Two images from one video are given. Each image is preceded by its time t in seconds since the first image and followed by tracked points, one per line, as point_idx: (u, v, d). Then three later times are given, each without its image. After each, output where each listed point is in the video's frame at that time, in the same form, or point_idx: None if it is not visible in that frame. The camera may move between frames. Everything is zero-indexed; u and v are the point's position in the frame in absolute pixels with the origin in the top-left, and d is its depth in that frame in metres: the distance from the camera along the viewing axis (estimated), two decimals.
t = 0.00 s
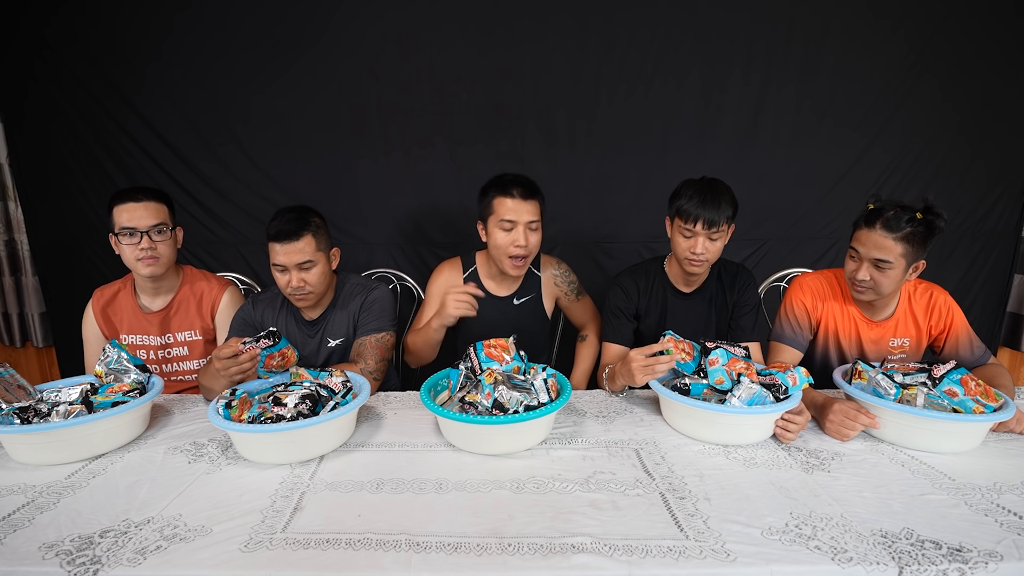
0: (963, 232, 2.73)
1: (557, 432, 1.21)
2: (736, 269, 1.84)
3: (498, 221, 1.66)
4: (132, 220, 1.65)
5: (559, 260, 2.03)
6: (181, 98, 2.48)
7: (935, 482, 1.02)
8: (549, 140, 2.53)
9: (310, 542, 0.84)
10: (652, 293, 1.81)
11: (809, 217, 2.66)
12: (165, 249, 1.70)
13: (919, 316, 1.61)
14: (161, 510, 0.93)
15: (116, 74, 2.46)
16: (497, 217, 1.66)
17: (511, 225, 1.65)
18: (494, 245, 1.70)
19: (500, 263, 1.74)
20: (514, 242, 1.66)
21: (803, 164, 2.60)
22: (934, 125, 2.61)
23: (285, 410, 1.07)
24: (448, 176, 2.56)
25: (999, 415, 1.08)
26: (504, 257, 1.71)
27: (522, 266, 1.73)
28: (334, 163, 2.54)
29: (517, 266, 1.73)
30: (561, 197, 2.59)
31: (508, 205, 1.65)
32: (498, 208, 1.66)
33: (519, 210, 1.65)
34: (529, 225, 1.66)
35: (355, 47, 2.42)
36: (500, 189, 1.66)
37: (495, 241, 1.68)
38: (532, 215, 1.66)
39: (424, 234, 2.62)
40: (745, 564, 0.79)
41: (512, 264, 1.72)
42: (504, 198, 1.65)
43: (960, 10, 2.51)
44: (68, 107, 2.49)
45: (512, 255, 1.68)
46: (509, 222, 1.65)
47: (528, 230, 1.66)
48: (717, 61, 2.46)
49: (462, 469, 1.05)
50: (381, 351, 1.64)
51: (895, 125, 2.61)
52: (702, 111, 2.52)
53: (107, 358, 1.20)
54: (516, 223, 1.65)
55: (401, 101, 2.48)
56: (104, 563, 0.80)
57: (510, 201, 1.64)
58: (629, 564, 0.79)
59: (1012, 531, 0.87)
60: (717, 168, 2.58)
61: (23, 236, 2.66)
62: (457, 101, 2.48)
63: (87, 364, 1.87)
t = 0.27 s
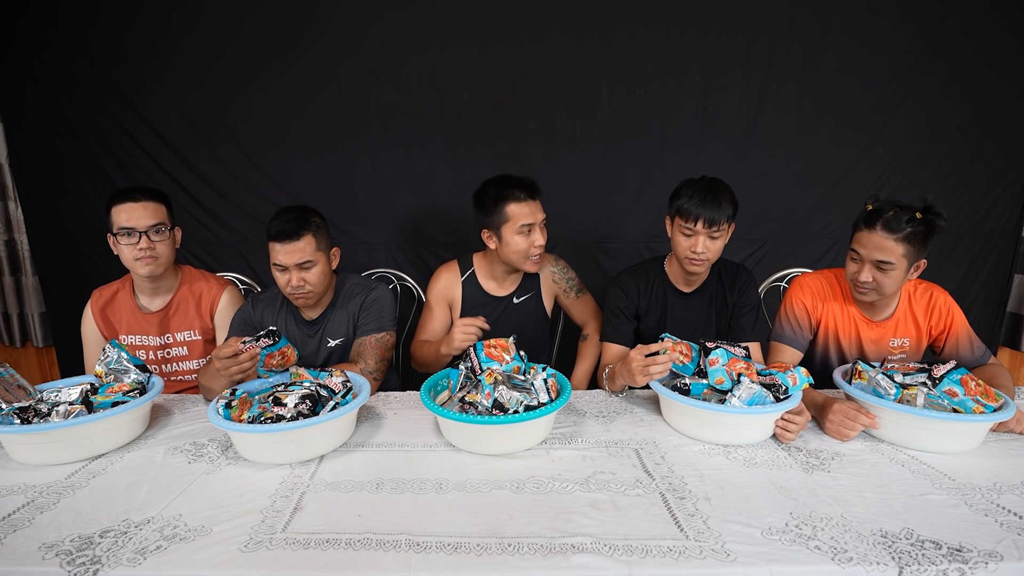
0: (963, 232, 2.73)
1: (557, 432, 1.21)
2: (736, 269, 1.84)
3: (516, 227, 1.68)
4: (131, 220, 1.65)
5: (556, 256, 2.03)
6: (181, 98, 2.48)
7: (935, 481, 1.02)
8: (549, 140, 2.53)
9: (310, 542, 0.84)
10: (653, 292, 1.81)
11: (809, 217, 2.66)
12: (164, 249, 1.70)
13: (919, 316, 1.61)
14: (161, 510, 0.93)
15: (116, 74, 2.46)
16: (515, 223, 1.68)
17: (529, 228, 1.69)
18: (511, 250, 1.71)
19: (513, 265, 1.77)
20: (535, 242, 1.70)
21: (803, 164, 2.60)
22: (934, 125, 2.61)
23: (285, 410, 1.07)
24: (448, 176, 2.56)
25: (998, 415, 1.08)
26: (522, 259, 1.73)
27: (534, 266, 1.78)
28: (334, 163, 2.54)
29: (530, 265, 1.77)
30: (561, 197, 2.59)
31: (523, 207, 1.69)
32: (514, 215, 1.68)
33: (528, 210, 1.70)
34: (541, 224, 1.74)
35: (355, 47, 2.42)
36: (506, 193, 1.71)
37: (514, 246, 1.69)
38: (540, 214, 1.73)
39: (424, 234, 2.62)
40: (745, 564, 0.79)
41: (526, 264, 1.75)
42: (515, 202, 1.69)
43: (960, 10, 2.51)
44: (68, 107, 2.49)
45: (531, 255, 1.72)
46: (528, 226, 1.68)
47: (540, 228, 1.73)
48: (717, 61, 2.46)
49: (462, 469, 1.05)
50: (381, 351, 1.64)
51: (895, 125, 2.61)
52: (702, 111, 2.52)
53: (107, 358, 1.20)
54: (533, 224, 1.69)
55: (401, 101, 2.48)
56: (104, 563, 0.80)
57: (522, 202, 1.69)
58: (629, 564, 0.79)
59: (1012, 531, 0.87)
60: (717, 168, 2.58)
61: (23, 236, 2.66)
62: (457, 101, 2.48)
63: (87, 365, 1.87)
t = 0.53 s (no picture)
0: (963, 232, 2.73)
1: (557, 432, 1.21)
2: (737, 269, 1.84)
3: (514, 226, 1.68)
4: (128, 221, 1.65)
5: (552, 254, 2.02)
6: (181, 98, 2.48)
7: (935, 482, 1.02)
8: (549, 140, 2.53)
9: (310, 542, 0.84)
10: (653, 293, 1.81)
11: (809, 217, 2.66)
12: (161, 249, 1.70)
13: (919, 316, 1.61)
14: (161, 510, 0.93)
15: (116, 74, 2.46)
16: (514, 221, 1.68)
17: (528, 226, 1.69)
18: (510, 249, 1.71)
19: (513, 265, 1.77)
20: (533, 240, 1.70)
21: (803, 164, 2.60)
22: (934, 125, 2.61)
23: (285, 410, 1.07)
24: (448, 176, 2.56)
25: (999, 415, 1.08)
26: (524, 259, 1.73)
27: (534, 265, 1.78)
28: (334, 163, 2.54)
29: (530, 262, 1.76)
30: (561, 197, 2.59)
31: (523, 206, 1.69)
32: (512, 212, 1.68)
33: (526, 209, 1.70)
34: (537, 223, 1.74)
35: (355, 47, 2.42)
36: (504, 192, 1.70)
37: (515, 244, 1.69)
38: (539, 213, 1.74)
39: (424, 234, 2.62)
40: (745, 564, 0.79)
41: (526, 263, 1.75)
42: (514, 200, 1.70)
43: (960, 10, 2.51)
44: (68, 107, 2.49)
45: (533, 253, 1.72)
46: (526, 224, 1.68)
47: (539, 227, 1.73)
48: (717, 61, 2.46)
49: (462, 469, 1.05)
50: (381, 351, 1.64)
51: (895, 125, 2.61)
52: (702, 111, 2.52)
53: (107, 358, 1.20)
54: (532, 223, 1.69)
55: (401, 101, 2.48)
56: (104, 563, 0.80)
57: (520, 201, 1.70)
58: (629, 564, 0.79)
59: (1012, 531, 0.87)
60: (716, 168, 2.58)
61: (23, 236, 2.66)
62: (457, 101, 2.48)
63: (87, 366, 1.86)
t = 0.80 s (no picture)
0: (963, 232, 2.73)
1: (557, 432, 1.21)
2: (738, 269, 1.84)
3: (499, 228, 1.67)
4: (126, 221, 1.65)
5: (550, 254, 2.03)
6: (181, 98, 2.48)
7: (935, 482, 1.02)
8: (549, 140, 2.53)
9: (310, 542, 0.84)
10: (654, 293, 1.81)
11: (809, 217, 2.66)
12: (160, 250, 1.71)
13: (919, 317, 1.61)
14: (161, 510, 0.93)
15: (117, 74, 2.46)
16: (499, 224, 1.66)
17: (513, 232, 1.66)
18: (494, 250, 1.71)
19: (506, 266, 1.75)
20: (516, 247, 1.68)
21: (803, 164, 2.60)
22: (934, 126, 2.61)
23: (285, 410, 1.07)
24: (448, 177, 2.56)
25: (999, 415, 1.08)
26: (507, 262, 1.72)
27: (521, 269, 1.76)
28: (334, 164, 2.54)
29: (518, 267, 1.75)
30: (561, 197, 2.59)
31: (512, 212, 1.65)
32: (500, 214, 1.66)
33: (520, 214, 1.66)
34: (530, 230, 1.69)
35: (355, 48, 2.42)
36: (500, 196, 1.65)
37: (497, 246, 1.69)
38: (534, 220, 1.68)
39: (424, 234, 2.62)
40: (745, 564, 0.79)
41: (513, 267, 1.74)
42: (506, 205, 1.65)
43: (960, 10, 2.51)
44: (68, 107, 2.49)
45: (515, 259, 1.71)
46: (511, 229, 1.66)
47: (529, 236, 1.68)
48: (717, 62, 2.47)
49: (462, 469, 1.05)
50: (380, 351, 1.64)
51: (895, 126, 2.61)
52: (702, 111, 2.52)
53: (107, 358, 1.20)
54: (519, 228, 1.66)
55: (401, 102, 2.48)
56: (104, 563, 0.80)
57: (513, 207, 1.65)
58: (629, 564, 0.79)
59: (1012, 531, 0.87)
60: (716, 169, 2.58)
61: (23, 236, 2.66)
62: (457, 101, 2.48)
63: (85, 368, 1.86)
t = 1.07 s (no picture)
0: (963, 233, 2.73)
1: (557, 432, 1.21)
2: (738, 269, 1.83)
3: (509, 220, 1.64)
4: (73, 270, 1.57)
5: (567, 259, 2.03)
6: (182, 99, 2.48)
7: (935, 482, 1.02)
8: (550, 140, 2.53)
9: (310, 542, 0.84)
10: (654, 293, 1.81)
11: (809, 217, 2.66)
12: (112, 279, 1.66)
13: (919, 317, 1.61)
14: (161, 510, 0.93)
15: (117, 74, 2.46)
16: (509, 216, 1.64)
17: (519, 228, 1.62)
18: (502, 242, 1.69)
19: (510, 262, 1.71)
20: (517, 244, 1.63)
21: (803, 164, 2.60)
22: (934, 127, 2.61)
23: (285, 410, 1.06)
24: (448, 177, 2.56)
25: (999, 415, 1.08)
26: (508, 256, 1.70)
27: (524, 268, 1.71)
28: (334, 164, 2.54)
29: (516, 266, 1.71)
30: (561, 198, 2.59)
31: (524, 208, 1.60)
32: (513, 207, 1.62)
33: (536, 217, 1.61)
34: (537, 234, 1.62)
35: (355, 48, 2.42)
36: (520, 190, 1.62)
37: (504, 238, 1.67)
38: (543, 223, 1.60)
39: (424, 234, 2.62)
40: (745, 564, 0.79)
41: (514, 264, 1.71)
42: (521, 200, 1.60)
43: (960, 11, 2.51)
44: (68, 107, 2.49)
45: (514, 255, 1.66)
46: (518, 224, 1.62)
47: (533, 236, 1.62)
48: (717, 62, 2.47)
49: (462, 470, 1.05)
50: (380, 351, 1.64)
51: (895, 126, 2.61)
52: (702, 112, 2.52)
53: (106, 358, 1.20)
54: (525, 226, 1.61)
55: (401, 102, 2.48)
56: (104, 563, 0.80)
57: (526, 204, 1.59)
58: (629, 564, 0.79)
59: (1012, 531, 0.87)
60: (717, 169, 2.58)
61: (23, 235, 2.66)
62: (457, 102, 2.48)
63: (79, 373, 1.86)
